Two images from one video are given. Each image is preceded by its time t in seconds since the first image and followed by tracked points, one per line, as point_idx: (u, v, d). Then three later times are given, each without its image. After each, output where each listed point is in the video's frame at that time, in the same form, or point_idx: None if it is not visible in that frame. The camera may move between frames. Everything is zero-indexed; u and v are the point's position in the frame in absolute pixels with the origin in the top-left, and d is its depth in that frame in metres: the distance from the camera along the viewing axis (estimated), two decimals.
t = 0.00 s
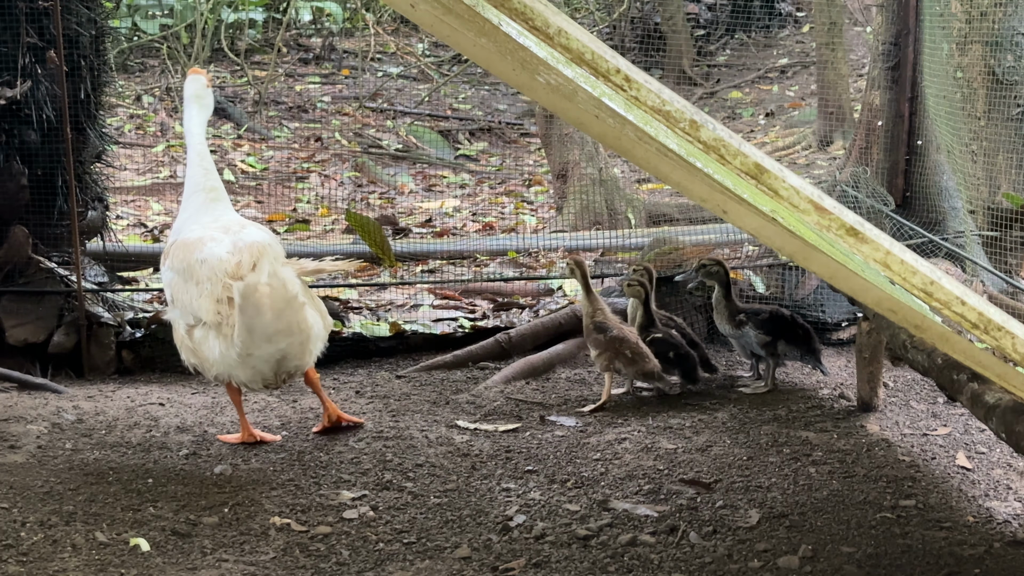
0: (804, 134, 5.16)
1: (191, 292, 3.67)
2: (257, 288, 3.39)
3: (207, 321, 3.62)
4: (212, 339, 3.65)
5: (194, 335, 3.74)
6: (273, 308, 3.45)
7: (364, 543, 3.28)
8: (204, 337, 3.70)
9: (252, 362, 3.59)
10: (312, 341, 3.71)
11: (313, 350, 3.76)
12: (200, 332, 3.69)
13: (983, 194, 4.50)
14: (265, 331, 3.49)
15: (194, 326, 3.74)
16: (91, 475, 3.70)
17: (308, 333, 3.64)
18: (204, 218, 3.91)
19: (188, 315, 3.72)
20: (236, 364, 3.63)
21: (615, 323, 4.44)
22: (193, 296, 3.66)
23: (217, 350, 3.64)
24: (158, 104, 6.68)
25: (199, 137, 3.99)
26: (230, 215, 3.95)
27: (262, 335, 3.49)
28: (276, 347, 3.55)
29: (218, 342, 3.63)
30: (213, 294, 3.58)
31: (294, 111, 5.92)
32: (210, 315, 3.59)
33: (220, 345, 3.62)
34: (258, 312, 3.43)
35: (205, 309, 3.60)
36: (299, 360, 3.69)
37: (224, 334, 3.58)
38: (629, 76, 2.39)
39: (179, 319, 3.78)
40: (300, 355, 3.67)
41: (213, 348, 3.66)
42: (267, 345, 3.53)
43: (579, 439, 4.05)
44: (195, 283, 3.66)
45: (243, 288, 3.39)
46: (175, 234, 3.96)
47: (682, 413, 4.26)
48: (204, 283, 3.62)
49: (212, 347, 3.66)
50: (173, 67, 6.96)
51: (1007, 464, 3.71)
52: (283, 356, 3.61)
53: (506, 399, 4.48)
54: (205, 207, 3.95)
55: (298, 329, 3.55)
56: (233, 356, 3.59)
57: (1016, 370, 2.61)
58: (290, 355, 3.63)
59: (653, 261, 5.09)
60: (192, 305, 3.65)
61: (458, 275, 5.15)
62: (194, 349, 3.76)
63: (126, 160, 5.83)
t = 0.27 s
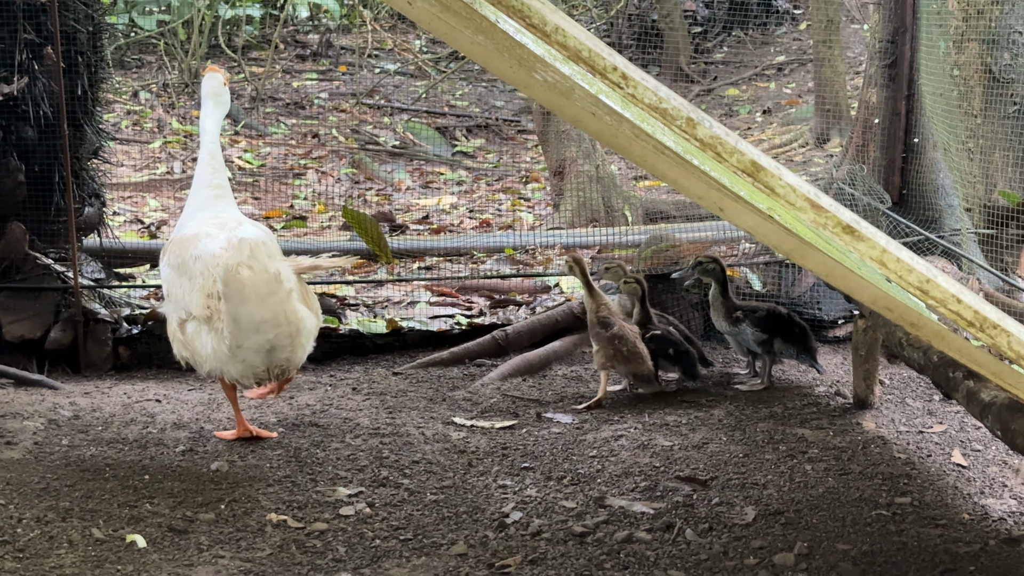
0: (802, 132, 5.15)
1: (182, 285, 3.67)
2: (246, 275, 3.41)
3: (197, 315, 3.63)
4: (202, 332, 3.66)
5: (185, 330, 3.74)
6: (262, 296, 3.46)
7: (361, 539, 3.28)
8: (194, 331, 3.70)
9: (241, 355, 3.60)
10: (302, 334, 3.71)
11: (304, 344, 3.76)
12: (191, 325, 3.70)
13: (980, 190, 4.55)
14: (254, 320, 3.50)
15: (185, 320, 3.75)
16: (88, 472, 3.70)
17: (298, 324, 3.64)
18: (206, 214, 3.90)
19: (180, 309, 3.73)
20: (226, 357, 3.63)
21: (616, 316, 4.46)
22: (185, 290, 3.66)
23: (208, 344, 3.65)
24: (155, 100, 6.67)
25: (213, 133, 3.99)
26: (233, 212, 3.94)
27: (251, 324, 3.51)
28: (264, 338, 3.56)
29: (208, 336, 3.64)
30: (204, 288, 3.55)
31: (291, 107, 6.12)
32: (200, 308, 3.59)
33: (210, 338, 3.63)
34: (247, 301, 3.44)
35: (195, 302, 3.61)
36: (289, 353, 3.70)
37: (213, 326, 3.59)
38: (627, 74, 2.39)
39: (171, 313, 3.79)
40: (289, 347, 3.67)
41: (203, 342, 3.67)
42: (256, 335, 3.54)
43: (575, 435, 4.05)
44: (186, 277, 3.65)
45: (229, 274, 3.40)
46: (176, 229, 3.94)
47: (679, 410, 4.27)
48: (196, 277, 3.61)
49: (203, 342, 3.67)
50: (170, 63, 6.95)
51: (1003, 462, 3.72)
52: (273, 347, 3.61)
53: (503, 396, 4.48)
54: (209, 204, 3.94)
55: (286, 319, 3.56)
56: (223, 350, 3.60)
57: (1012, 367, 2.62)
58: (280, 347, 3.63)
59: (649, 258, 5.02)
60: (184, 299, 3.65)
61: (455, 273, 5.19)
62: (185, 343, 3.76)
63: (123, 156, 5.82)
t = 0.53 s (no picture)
0: (793, 127, 5.34)
1: (187, 277, 3.66)
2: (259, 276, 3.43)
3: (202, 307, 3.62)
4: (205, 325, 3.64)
5: (185, 320, 3.72)
6: (275, 295, 3.49)
7: (349, 534, 3.27)
8: (196, 324, 3.67)
9: (246, 351, 3.59)
10: (307, 336, 3.74)
11: (307, 347, 3.79)
12: (193, 318, 3.67)
13: (972, 187, 4.63)
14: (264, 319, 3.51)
15: (186, 312, 3.72)
16: (76, 467, 3.68)
17: (305, 327, 3.68)
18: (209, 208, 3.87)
19: (182, 300, 3.70)
20: (231, 352, 3.60)
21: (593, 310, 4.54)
22: (190, 282, 3.65)
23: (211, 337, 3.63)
24: (147, 95, 6.65)
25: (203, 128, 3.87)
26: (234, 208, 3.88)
27: (260, 322, 3.52)
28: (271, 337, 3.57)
29: (212, 330, 3.62)
30: (213, 280, 3.55)
31: (284, 102, 6.19)
32: (208, 300, 3.57)
33: (215, 332, 3.60)
34: (259, 299, 3.46)
35: (202, 294, 3.59)
36: (293, 354, 3.72)
37: (219, 320, 3.57)
38: (615, 68, 2.33)
39: (171, 305, 3.76)
40: (295, 348, 3.70)
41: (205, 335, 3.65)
42: (265, 334, 3.55)
43: (565, 431, 4.05)
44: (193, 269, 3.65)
45: (244, 272, 3.42)
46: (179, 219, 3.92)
47: (669, 406, 4.26)
48: (203, 269, 3.61)
49: (206, 335, 3.64)
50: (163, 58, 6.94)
51: (992, 458, 3.73)
52: (279, 347, 3.62)
53: (494, 392, 4.48)
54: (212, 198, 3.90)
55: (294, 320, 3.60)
56: (228, 345, 3.58)
57: (1001, 362, 2.60)
58: (286, 348, 3.65)
59: (641, 254, 5.01)
60: (189, 290, 3.63)
61: (447, 268, 5.23)
62: (185, 336, 3.73)
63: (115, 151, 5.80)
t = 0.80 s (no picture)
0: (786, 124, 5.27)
1: (195, 264, 3.65)
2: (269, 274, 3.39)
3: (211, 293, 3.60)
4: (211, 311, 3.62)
5: (190, 307, 3.70)
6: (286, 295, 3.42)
7: (339, 530, 3.26)
8: (201, 310, 3.65)
9: (250, 343, 3.55)
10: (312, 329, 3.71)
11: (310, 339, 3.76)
12: (199, 304, 3.65)
13: (963, 183, 4.62)
14: (272, 317, 3.46)
15: (192, 299, 3.71)
16: (66, 461, 3.66)
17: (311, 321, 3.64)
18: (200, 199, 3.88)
19: (189, 286, 3.69)
20: (235, 340, 3.56)
21: (583, 306, 4.55)
22: (197, 269, 3.64)
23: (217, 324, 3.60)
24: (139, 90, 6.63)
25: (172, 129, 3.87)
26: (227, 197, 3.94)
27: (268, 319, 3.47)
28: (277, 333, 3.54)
29: (218, 317, 3.58)
30: (226, 267, 3.57)
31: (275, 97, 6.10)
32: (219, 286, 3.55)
33: (221, 319, 3.57)
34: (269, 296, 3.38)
35: (213, 282, 3.58)
36: (297, 345, 3.69)
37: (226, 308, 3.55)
38: (605, 62, 2.38)
39: (176, 291, 3.75)
40: (300, 340, 3.67)
41: (210, 322, 3.62)
42: (271, 328, 3.50)
43: (556, 426, 4.04)
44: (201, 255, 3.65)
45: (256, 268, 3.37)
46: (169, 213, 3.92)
47: (660, 401, 4.26)
48: (212, 256, 3.61)
49: (210, 321, 3.61)
50: (155, 53, 6.91)
51: (982, 454, 3.73)
52: (284, 341, 3.57)
53: (485, 387, 4.47)
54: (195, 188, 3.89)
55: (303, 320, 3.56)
56: (233, 334, 3.55)
57: (990, 359, 2.60)
58: (291, 341, 3.61)
59: (631, 250, 5.02)
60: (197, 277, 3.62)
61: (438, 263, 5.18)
62: (188, 321, 3.70)
63: (105, 146, 5.77)
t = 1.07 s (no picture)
0: (779, 120, 5.22)
1: (182, 239, 3.58)
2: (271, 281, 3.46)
3: (198, 268, 3.56)
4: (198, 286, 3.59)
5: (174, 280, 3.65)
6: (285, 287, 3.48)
7: (332, 526, 3.25)
8: (187, 283, 3.61)
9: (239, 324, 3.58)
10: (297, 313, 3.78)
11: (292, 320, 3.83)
12: (185, 277, 3.60)
13: (956, 180, 4.72)
14: (267, 306, 3.51)
15: (175, 272, 3.66)
16: (57, 457, 3.65)
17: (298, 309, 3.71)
18: (182, 180, 3.83)
19: (173, 258, 3.61)
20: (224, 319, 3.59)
21: (586, 305, 4.58)
22: (183, 244, 3.56)
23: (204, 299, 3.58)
24: (131, 85, 6.60)
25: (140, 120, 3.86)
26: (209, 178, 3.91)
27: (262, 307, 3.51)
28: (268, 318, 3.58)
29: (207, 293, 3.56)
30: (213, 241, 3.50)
31: (269, 92, 6.06)
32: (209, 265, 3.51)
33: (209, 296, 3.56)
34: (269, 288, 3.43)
35: (201, 259, 3.53)
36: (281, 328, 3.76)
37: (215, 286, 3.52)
38: (600, 58, 2.34)
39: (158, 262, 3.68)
40: (285, 324, 3.74)
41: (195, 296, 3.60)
42: (264, 315, 3.56)
43: (549, 422, 4.04)
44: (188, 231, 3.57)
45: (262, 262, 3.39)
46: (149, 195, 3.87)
47: (653, 397, 4.26)
48: (201, 233, 3.54)
49: (197, 294, 3.58)
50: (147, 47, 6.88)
51: (975, 450, 3.74)
52: (272, 325, 3.64)
53: (477, 383, 4.47)
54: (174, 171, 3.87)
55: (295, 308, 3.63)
56: (221, 314, 3.56)
57: (984, 355, 2.60)
58: (278, 325, 3.68)
59: (625, 246, 5.06)
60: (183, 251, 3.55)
61: (431, 259, 5.19)
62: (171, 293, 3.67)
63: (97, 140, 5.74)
